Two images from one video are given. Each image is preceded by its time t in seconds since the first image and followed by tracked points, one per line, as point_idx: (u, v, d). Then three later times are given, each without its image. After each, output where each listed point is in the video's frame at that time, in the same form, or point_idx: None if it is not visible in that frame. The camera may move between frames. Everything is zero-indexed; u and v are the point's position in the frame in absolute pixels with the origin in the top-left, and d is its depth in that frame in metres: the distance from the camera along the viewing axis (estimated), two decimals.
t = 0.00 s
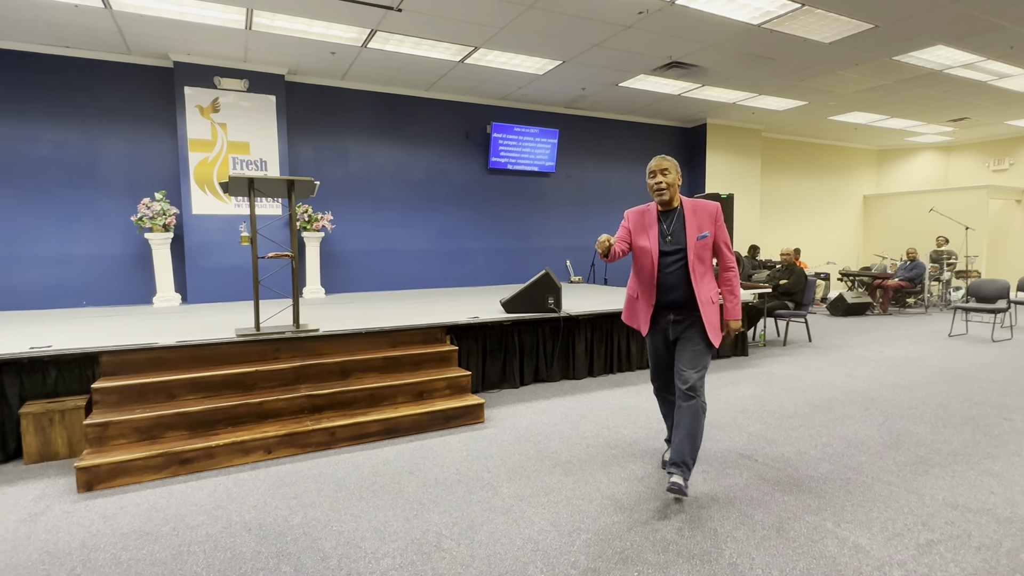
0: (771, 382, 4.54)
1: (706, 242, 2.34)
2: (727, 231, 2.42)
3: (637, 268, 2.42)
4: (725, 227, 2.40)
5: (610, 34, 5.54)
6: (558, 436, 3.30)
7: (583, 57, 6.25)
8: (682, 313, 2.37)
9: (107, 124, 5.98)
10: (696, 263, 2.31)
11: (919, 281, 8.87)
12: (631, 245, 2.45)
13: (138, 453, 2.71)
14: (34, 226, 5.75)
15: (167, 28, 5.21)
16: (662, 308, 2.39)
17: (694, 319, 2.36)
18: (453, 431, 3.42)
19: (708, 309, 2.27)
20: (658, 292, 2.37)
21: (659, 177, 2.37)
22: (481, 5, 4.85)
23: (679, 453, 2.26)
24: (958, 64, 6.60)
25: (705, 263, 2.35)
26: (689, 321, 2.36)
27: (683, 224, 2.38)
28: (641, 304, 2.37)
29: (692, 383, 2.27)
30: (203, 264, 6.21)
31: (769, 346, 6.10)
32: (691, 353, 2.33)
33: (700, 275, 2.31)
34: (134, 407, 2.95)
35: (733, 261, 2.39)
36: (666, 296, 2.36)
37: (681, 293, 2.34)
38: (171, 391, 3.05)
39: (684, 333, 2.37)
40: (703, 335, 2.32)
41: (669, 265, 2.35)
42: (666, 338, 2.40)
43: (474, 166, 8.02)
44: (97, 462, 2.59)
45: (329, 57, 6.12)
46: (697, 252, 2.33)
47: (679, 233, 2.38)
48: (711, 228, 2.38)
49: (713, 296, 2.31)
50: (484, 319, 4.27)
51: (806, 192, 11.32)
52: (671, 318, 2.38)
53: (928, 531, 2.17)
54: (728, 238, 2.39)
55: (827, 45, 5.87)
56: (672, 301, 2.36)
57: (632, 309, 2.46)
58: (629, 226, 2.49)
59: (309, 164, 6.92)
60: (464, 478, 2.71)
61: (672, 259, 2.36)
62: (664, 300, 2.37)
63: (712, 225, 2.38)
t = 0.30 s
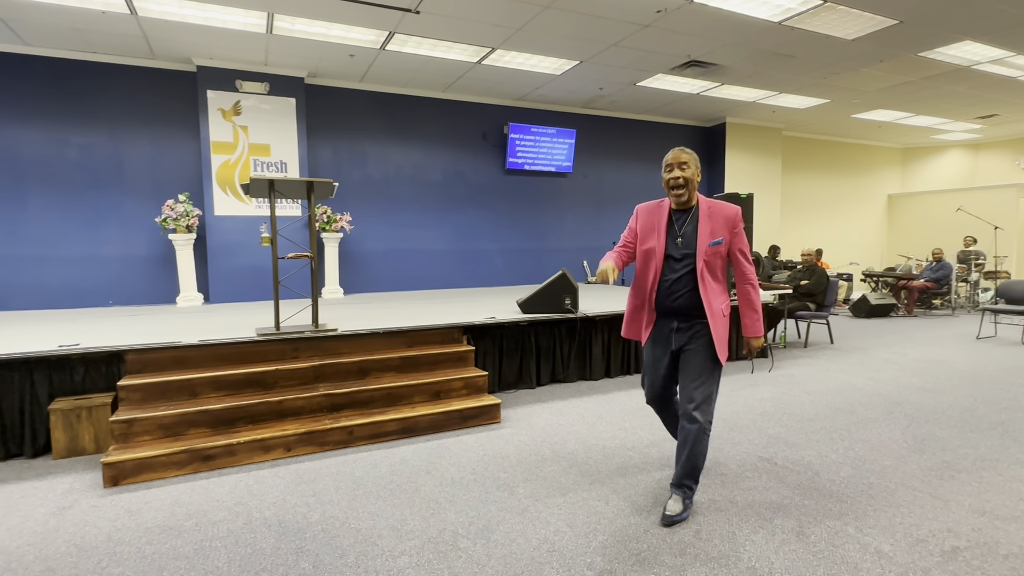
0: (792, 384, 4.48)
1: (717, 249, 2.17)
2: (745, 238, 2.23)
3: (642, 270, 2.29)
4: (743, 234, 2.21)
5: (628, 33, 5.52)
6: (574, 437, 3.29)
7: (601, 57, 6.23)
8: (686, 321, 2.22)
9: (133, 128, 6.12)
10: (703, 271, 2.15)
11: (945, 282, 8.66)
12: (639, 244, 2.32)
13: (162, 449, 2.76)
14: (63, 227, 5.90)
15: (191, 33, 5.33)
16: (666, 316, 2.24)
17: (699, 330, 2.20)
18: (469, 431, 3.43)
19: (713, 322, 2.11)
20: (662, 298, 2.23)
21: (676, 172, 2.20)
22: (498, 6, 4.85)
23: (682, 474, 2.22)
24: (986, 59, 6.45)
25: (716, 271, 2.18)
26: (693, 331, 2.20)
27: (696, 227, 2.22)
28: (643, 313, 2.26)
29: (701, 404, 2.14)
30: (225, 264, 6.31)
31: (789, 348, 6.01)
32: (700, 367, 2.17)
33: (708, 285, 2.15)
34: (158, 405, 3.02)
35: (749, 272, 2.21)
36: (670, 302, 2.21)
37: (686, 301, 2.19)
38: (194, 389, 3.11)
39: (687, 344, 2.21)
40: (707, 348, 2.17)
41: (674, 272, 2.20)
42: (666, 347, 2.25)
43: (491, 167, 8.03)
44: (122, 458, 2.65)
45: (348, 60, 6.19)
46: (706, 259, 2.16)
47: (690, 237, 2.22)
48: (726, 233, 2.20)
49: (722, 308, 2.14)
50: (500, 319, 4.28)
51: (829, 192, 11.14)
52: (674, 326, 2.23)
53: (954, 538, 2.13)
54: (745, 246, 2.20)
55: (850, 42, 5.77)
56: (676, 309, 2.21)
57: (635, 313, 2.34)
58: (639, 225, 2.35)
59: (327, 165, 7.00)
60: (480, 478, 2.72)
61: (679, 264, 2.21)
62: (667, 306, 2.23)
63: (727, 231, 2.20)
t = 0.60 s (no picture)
0: (814, 387, 4.40)
1: (713, 241, 2.00)
2: (753, 230, 2.01)
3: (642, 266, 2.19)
4: (748, 225, 2.00)
5: (647, 32, 5.48)
6: (592, 438, 3.28)
7: (619, 56, 6.20)
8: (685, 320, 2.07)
9: (158, 131, 6.25)
10: (695, 266, 2.00)
11: (974, 283, 8.44)
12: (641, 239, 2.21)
13: (185, 446, 2.82)
14: (91, 228, 6.06)
15: (215, 37, 5.42)
16: (661, 313, 2.12)
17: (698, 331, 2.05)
18: (487, 431, 3.44)
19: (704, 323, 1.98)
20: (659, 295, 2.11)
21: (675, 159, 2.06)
22: (517, 6, 4.85)
23: (699, 480, 2.18)
24: (1018, 54, 6.27)
25: (712, 266, 2.01)
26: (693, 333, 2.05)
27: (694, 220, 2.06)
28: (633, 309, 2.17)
29: (724, 415, 2.05)
30: (247, 264, 6.42)
31: (811, 350, 5.92)
32: (714, 376, 2.02)
33: (700, 280, 2.00)
34: (182, 402, 3.08)
35: (752, 268, 1.98)
36: (666, 300, 2.09)
37: (681, 300, 2.05)
38: (216, 386, 3.17)
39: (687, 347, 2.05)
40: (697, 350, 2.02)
41: (668, 266, 2.07)
42: (664, 347, 2.10)
43: (509, 167, 8.04)
44: (147, 453, 2.71)
45: (367, 62, 6.24)
46: (699, 253, 2.00)
47: (689, 228, 2.08)
48: (727, 225, 2.01)
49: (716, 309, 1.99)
50: (517, 319, 4.28)
51: (853, 190, 10.94)
52: (671, 325, 2.09)
53: (982, 546, 2.07)
54: (749, 238, 1.99)
55: (876, 38, 5.65)
56: (669, 305, 2.09)
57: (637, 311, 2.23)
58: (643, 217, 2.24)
59: (347, 166, 7.08)
60: (497, 477, 2.73)
61: (675, 260, 2.08)
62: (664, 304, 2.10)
63: (729, 222, 2.01)
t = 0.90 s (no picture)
0: (843, 390, 4.30)
1: (686, 244, 1.83)
2: (734, 229, 1.81)
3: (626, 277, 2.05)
4: (728, 225, 1.81)
5: (671, 30, 5.42)
6: (614, 439, 3.26)
7: (643, 54, 6.15)
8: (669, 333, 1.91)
9: (190, 134, 6.40)
10: (667, 272, 1.84)
11: (1013, 284, 8.15)
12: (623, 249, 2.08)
13: (215, 441, 2.88)
14: (126, 229, 6.24)
15: (244, 41, 5.53)
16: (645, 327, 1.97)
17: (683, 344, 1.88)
18: (509, 430, 3.44)
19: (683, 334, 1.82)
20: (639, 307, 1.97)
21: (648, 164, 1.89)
22: (540, 5, 4.84)
23: (719, 484, 2.14)
24: None
25: (689, 272, 1.84)
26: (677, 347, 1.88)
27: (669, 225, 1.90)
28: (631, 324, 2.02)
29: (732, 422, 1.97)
30: (274, 263, 6.54)
31: (840, 352, 5.78)
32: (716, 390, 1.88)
33: (673, 288, 1.84)
34: (212, 398, 3.15)
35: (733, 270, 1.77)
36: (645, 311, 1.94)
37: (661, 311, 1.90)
38: (244, 383, 3.23)
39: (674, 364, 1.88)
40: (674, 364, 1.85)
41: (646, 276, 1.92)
42: (654, 365, 1.91)
43: (531, 166, 8.04)
44: (179, 448, 2.78)
45: (392, 63, 6.31)
46: (673, 259, 1.84)
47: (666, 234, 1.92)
48: (704, 227, 1.84)
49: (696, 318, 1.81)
50: (540, 319, 4.28)
51: (884, 189, 10.66)
52: (656, 339, 1.92)
53: (1020, 557, 2.00)
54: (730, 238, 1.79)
55: (909, 32, 5.50)
56: (651, 318, 1.93)
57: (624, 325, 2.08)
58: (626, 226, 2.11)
59: (372, 167, 7.16)
60: (519, 477, 2.73)
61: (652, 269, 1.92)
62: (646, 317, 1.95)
63: (706, 223, 1.83)
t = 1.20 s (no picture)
0: (881, 395, 4.17)
1: (668, 234, 1.67)
2: (722, 215, 1.63)
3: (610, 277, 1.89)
4: (715, 210, 1.63)
5: (702, 27, 5.34)
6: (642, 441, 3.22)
7: (673, 52, 6.07)
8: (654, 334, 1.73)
9: (225, 137, 6.58)
10: (649, 266, 1.67)
11: None
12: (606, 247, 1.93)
13: (248, 437, 2.96)
14: (164, 229, 6.45)
15: (278, 46, 5.66)
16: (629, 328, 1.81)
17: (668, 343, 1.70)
18: (535, 431, 3.44)
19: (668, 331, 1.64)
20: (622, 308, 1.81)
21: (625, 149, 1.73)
22: (568, 4, 4.83)
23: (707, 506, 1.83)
24: None
25: (673, 265, 1.67)
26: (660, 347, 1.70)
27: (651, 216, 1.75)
28: (591, 326, 1.89)
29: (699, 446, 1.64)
30: (305, 263, 6.67)
31: (877, 356, 5.61)
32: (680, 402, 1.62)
33: (658, 283, 1.67)
34: (245, 394, 3.23)
35: (722, 259, 1.59)
36: (629, 311, 1.78)
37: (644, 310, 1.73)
38: (275, 380, 3.30)
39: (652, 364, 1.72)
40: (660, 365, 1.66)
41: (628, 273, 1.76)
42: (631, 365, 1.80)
43: (558, 166, 8.01)
44: (213, 442, 2.86)
45: (420, 66, 6.37)
46: (655, 251, 1.68)
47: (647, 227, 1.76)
48: (688, 214, 1.67)
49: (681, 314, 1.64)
50: (566, 320, 4.27)
51: (925, 187, 10.30)
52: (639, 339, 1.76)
53: None
54: (717, 224, 1.61)
55: (952, 24, 5.30)
56: (635, 318, 1.77)
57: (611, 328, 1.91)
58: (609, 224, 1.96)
59: (401, 168, 7.25)
60: (544, 478, 2.72)
61: (634, 264, 1.76)
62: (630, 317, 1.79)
63: (690, 211, 1.67)
